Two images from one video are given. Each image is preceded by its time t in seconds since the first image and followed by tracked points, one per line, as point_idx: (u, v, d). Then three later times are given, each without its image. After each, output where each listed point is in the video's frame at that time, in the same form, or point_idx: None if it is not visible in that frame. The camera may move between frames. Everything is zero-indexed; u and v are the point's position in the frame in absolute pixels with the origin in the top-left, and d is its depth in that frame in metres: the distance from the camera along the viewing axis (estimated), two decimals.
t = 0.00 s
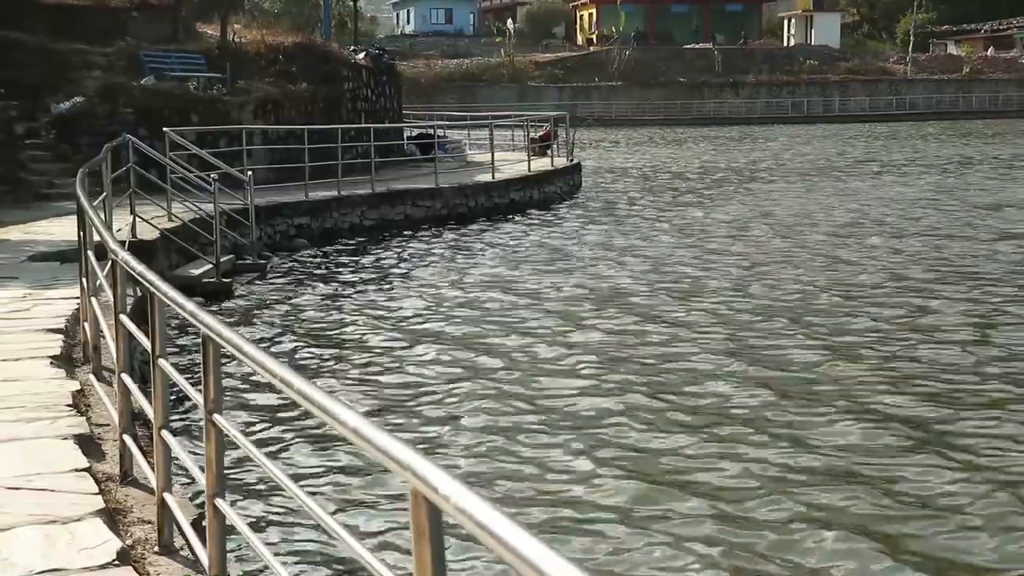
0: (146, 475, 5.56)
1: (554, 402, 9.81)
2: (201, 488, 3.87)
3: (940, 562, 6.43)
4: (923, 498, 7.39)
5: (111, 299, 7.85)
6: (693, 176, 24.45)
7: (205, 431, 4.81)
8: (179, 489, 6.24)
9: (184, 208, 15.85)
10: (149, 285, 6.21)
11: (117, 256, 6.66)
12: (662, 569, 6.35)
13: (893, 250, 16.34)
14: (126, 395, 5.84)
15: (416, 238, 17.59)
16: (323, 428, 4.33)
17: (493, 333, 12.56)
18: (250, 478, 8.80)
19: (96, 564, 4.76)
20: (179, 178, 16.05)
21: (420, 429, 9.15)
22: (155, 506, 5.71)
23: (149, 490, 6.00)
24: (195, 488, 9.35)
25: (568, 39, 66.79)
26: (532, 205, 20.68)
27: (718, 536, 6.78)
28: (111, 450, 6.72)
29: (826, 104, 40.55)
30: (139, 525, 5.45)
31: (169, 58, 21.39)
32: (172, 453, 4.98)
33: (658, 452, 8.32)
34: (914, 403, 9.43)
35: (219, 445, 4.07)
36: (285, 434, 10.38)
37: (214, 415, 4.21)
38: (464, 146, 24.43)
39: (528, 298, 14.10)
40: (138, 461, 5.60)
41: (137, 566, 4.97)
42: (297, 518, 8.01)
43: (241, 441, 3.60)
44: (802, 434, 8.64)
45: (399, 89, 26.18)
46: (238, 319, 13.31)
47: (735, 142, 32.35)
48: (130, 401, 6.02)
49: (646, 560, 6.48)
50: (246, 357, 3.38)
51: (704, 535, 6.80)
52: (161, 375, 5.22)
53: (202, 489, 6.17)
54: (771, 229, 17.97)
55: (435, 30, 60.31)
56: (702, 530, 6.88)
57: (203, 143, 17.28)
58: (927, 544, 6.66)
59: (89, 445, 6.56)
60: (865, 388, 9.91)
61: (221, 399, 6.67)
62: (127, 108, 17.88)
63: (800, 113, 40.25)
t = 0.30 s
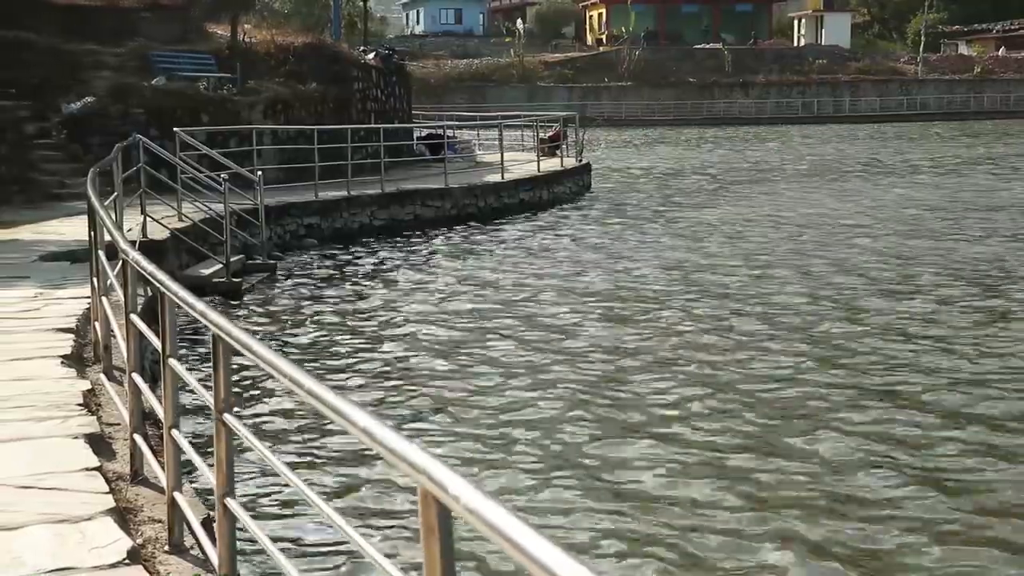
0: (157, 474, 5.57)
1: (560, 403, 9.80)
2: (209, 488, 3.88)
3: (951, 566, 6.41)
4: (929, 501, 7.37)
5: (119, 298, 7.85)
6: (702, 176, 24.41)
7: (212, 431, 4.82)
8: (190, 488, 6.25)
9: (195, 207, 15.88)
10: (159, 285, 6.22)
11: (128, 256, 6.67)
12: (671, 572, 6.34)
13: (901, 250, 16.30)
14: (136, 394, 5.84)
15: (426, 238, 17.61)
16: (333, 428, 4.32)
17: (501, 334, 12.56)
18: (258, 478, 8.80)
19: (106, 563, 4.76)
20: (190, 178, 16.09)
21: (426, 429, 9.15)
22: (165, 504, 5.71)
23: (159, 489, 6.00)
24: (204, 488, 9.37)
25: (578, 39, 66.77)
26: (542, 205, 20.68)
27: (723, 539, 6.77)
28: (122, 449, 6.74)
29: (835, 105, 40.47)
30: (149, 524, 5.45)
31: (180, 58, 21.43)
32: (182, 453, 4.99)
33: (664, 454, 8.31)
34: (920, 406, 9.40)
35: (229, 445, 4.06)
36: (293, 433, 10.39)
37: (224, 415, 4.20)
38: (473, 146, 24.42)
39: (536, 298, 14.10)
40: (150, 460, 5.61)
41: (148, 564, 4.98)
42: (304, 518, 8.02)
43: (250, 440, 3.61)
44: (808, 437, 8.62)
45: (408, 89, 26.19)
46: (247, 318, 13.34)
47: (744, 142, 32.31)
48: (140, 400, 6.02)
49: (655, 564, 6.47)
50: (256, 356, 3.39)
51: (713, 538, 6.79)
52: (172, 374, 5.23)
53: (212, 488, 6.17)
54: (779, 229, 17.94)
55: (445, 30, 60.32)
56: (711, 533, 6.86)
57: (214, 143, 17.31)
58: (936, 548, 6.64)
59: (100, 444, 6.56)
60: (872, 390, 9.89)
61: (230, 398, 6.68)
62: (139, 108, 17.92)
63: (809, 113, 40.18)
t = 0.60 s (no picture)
0: (179, 473, 5.60)
1: (579, 402, 9.79)
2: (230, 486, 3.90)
3: (974, 568, 6.37)
4: (951, 502, 7.33)
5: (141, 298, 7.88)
6: (723, 176, 24.35)
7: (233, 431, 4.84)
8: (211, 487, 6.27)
9: (215, 207, 15.94)
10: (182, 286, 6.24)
11: (151, 257, 6.69)
12: (692, 572, 6.32)
13: (924, 251, 16.23)
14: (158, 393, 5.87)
15: (445, 237, 17.62)
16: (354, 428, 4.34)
17: (521, 333, 12.56)
18: (278, 476, 8.83)
19: (128, 561, 4.78)
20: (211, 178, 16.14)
21: (445, 428, 9.17)
22: (186, 503, 5.73)
23: (181, 489, 6.02)
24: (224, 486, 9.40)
25: (598, 38, 66.79)
26: (562, 205, 20.66)
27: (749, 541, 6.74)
28: (144, 447, 6.77)
29: (857, 106, 40.31)
30: (171, 523, 5.47)
31: (201, 58, 21.51)
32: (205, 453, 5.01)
33: (684, 454, 8.30)
34: (942, 407, 9.36)
35: (250, 445, 4.08)
36: (312, 432, 10.42)
37: (245, 414, 4.22)
38: (493, 146, 24.44)
39: (556, 298, 14.09)
40: (172, 459, 5.64)
41: (169, 563, 4.99)
42: (324, 516, 8.03)
43: (272, 439, 3.63)
44: (831, 438, 8.60)
45: (428, 88, 26.21)
46: (267, 318, 13.38)
47: (765, 142, 32.22)
48: (163, 401, 6.05)
49: (675, 565, 6.44)
50: (277, 356, 3.40)
51: (734, 538, 6.78)
52: (194, 374, 5.25)
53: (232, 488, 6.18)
54: (800, 229, 17.89)
55: (466, 30, 60.36)
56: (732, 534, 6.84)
57: (235, 143, 17.37)
58: (958, 548, 6.60)
59: (122, 443, 6.58)
60: (894, 391, 9.84)
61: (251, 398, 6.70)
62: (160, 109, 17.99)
63: (831, 113, 40.05)
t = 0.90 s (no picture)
0: (191, 474, 5.60)
1: (595, 402, 9.79)
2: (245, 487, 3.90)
3: (993, 569, 6.34)
4: (968, 501, 7.32)
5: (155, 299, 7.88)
6: (736, 177, 24.35)
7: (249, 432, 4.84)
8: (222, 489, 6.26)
9: (226, 207, 15.96)
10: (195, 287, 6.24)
11: (162, 258, 6.70)
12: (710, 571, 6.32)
13: (940, 252, 16.22)
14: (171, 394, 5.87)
15: (457, 238, 17.63)
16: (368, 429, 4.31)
17: (534, 333, 12.56)
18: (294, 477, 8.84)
19: (140, 561, 4.78)
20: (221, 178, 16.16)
21: (461, 428, 9.17)
22: (198, 504, 5.73)
23: (193, 490, 6.01)
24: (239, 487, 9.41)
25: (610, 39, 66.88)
26: (573, 205, 20.65)
27: (766, 540, 6.74)
28: (156, 448, 6.77)
29: (870, 106, 40.30)
30: (183, 524, 5.47)
31: (212, 59, 21.54)
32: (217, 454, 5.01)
33: (700, 454, 8.30)
34: (960, 407, 9.34)
35: (263, 445, 4.08)
36: (327, 433, 10.43)
37: (257, 416, 4.20)
38: (505, 146, 24.45)
39: (569, 298, 14.10)
40: (184, 460, 5.63)
41: (181, 563, 4.99)
42: (340, 516, 8.04)
43: (286, 441, 3.63)
44: (847, 437, 8.59)
45: (440, 89, 26.23)
46: (280, 318, 13.41)
47: (778, 143, 32.21)
48: (174, 402, 6.04)
49: (693, 565, 6.44)
50: (289, 358, 3.39)
51: (751, 537, 6.77)
52: (207, 376, 5.25)
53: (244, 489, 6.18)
54: (815, 230, 17.89)
55: (478, 30, 60.49)
56: (750, 534, 6.82)
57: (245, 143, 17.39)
58: (976, 548, 6.59)
59: (134, 443, 6.58)
60: (911, 391, 9.84)
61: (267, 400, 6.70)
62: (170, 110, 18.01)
63: (844, 113, 40.04)
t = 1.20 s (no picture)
0: (197, 475, 5.54)
1: (607, 402, 9.74)
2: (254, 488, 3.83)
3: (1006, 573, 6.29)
4: (980, 505, 7.27)
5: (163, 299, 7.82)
6: (745, 177, 24.28)
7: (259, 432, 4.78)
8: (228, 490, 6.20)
9: (233, 207, 15.91)
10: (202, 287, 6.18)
11: (168, 259, 6.64)
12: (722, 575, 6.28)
13: (954, 252, 16.15)
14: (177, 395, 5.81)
15: (464, 238, 17.58)
16: (378, 429, 4.23)
17: (542, 334, 12.50)
18: (305, 476, 8.79)
19: (146, 564, 4.72)
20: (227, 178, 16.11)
21: (471, 429, 9.11)
22: (204, 505, 5.67)
23: (199, 491, 5.95)
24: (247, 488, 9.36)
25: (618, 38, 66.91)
26: (581, 205, 20.59)
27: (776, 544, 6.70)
28: (162, 449, 6.70)
29: (881, 107, 40.23)
30: (189, 525, 5.41)
31: (219, 58, 21.50)
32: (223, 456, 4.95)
33: (712, 454, 8.24)
34: (975, 408, 9.28)
35: (270, 447, 4.01)
36: (336, 433, 10.38)
37: (263, 415, 4.12)
38: (512, 146, 24.39)
39: (576, 299, 14.04)
40: (189, 462, 5.57)
41: (186, 566, 4.93)
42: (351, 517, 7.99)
43: (294, 442, 3.56)
44: (861, 438, 8.54)
45: (447, 89, 26.19)
46: (288, 318, 13.37)
47: (789, 143, 32.14)
48: (180, 403, 5.97)
49: (703, 569, 6.40)
50: (299, 360, 3.31)
51: (762, 541, 6.73)
52: (215, 376, 5.19)
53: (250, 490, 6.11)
54: (825, 230, 17.83)
55: (485, 29, 60.49)
56: (762, 537, 6.76)
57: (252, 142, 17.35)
58: (988, 553, 6.55)
59: (140, 444, 6.52)
60: (926, 391, 9.78)
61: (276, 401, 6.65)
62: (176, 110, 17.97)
63: (853, 113, 40.00)
